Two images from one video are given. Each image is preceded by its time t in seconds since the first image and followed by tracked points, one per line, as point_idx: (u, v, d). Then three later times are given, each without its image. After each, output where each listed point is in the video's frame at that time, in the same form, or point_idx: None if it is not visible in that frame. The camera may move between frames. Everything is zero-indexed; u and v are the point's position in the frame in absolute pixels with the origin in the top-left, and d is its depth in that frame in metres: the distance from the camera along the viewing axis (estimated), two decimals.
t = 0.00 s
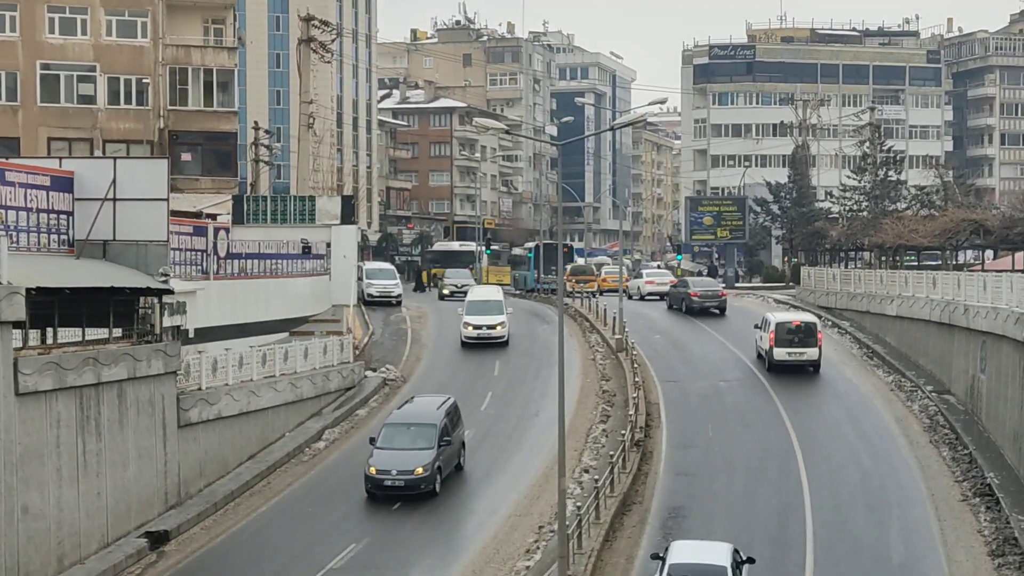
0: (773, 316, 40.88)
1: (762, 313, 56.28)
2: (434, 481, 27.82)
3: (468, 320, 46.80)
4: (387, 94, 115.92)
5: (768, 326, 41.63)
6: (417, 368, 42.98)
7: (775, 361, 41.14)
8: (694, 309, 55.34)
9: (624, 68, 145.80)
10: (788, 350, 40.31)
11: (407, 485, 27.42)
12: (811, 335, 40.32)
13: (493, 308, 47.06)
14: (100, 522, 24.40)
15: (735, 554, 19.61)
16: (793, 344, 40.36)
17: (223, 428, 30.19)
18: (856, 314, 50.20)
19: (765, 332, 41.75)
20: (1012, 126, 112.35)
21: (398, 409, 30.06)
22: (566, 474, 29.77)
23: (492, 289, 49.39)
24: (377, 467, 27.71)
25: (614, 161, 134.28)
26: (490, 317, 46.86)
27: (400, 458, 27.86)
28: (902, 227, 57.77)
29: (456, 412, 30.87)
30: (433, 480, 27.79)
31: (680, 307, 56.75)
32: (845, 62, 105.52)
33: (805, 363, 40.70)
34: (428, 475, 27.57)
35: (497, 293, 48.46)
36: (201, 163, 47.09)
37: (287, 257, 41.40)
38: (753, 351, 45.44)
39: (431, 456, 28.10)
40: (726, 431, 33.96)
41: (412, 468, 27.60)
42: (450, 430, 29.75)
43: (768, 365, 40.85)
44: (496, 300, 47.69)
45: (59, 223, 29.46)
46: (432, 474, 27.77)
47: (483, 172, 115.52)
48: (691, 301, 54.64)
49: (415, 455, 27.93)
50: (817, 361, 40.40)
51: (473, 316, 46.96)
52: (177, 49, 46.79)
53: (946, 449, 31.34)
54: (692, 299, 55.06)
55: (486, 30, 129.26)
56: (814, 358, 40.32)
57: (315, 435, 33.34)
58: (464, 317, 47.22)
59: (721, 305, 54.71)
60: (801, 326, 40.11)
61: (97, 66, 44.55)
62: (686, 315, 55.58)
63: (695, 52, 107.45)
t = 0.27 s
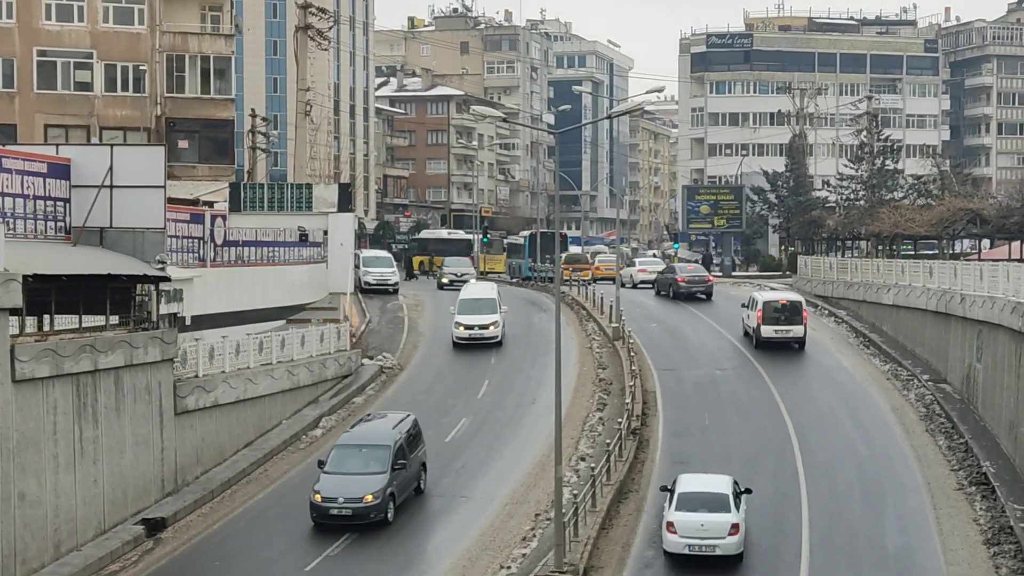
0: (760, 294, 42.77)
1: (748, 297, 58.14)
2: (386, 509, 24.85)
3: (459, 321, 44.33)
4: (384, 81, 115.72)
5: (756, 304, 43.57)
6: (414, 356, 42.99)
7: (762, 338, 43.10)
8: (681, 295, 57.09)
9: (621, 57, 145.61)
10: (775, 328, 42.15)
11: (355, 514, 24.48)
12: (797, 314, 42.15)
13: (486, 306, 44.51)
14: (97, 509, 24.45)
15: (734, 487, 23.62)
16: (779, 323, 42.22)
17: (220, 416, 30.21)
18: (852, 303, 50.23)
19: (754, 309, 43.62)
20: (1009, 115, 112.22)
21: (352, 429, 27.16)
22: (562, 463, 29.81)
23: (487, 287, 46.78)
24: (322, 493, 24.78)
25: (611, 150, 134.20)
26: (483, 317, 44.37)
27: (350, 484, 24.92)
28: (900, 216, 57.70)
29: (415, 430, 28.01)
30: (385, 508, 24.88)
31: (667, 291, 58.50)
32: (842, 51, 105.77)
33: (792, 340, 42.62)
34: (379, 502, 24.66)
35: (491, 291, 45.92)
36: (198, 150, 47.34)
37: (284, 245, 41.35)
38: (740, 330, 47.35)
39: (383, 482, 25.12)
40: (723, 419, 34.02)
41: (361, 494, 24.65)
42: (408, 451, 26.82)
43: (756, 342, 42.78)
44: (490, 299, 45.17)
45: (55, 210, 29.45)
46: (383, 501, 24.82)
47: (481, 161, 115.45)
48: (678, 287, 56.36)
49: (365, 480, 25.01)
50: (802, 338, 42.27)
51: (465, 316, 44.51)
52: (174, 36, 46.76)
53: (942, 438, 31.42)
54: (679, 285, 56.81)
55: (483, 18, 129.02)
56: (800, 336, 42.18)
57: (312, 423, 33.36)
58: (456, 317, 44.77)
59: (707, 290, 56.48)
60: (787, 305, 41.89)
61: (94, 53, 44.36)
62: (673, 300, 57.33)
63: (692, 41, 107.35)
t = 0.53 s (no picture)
0: (747, 276, 45.00)
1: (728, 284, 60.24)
2: (325, 546, 21.62)
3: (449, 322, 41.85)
4: (381, 70, 115.43)
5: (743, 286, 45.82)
6: (411, 345, 42.95)
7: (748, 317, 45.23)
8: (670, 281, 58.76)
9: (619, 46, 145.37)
10: (763, 307, 44.38)
11: (288, 554, 21.22)
12: (782, 294, 44.44)
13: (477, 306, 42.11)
14: (93, 497, 24.44)
15: (731, 431, 27.08)
16: (766, 302, 44.46)
17: (217, 404, 30.19)
18: (849, 293, 50.24)
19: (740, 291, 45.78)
20: (1007, 105, 112.13)
21: (295, 456, 23.90)
22: (559, 452, 29.82)
23: (480, 288, 44.20)
24: (253, 530, 21.56)
25: (609, 139, 134.08)
26: (474, 318, 41.87)
27: (285, 519, 21.74)
28: (897, 206, 57.74)
29: (364, 456, 24.78)
30: (324, 545, 21.60)
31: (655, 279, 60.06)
32: (840, 40, 105.43)
33: (777, 319, 44.78)
34: (315, 540, 21.40)
35: (484, 291, 43.34)
36: (195, 139, 47.12)
37: (281, 234, 41.27)
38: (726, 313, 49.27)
39: (322, 517, 21.87)
40: (720, 409, 34.05)
41: (296, 531, 21.43)
42: (354, 480, 23.58)
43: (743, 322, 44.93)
44: (482, 300, 42.62)
45: (52, 198, 29.39)
46: (322, 537, 21.60)
47: (478, 150, 115.30)
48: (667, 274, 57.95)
49: (302, 514, 21.81)
50: (788, 317, 44.51)
51: (455, 317, 42.00)
52: (171, 24, 46.42)
53: (939, 428, 31.45)
54: (668, 272, 58.44)
55: (481, 7, 128.75)
56: (785, 315, 44.42)
57: (308, 411, 33.35)
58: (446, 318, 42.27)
59: (695, 276, 58.18)
60: (773, 285, 44.11)
61: (90, 41, 44.32)
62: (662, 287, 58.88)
63: (690, 30, 107.13)
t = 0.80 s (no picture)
0: (734, 260, 47.19)
1: (712, 272, 62.15)
2: None
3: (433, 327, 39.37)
4: (378, 60, 115.23)
5: (730, 269, 48.08)
6: (407, 335, 42.96)
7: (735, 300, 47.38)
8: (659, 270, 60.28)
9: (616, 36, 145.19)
10: (749, 289, 46.54)
11: None
12: (768, 277, 46.64)
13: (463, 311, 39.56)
14: (90, 487, 24.45)
15: (724, 383, 30.30)
16: (752, 285, 46.59)
17: (213, 394, 30.18)
18: (846, 284, 50.26)
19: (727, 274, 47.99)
20: (1004, 97, 112.09)
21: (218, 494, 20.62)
22: (556, 442, 29.84)
23: (468, 290, 41.63)
24: None
25: (606, 130, 134.01)
26: (459, 323, 39.41)
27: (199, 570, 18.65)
28: (894, 196, 57.87)
29: (299, 491, 21.44)
30: None
31: (643, 267, 61.36)
32: (838, 31, 105.20)
33: (762, 301, 46.97)
34: None
35: (472, 294, 40.80)
36: (192, 129, 47.14)
37: (277, 224, 41.17)
38: (712, 297, 51.31)
39: (236, 568, 18.75)
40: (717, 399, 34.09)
41: None
42: (283, 519, 20.28)
43: (729, 303, 47.13)
44: (469, 304, 40.08)
45: (48, 187, 29.38)
46: None
47: (475, 140, 115.22)
48: (656, 263, 59.36)
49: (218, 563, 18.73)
50: (773, 299, 46.62)
51: (439, 321, 39.51)
52: (168, 14, 46.29)
53: (935, 419, 31.53)
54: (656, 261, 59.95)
55: None
56: (771, 297, 46.55)
57: (305, 401, 33.35)
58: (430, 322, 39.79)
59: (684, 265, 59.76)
60: (760, 268, 46.32)
61: (87, 30, 44.17)
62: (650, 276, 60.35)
63: (687, 20, 107.00)
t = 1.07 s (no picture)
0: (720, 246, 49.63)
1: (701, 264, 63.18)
2: None
3: (412, 338, 36.62)
4: (375, 53, 115.10)
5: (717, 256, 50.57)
6: (404, 329, 42.92)
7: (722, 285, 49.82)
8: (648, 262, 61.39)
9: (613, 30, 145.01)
10: (735, 274, 48.98)
11: None
12: (753, 262, 48.98)
13: (444, 322, 36.79)
14: (87, 481, 24.42)
15: (712, 345, 34.19)
16: (738, 270, 48.91)
17: (210, 387, 30.15)
18: (843, 278, 50.28)
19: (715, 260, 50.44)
20: (1002, 90, 112.10)
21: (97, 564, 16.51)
22: (553, 436, 29.83)
23: (452, 300, 38.84)
24: None
25: (604, 123, 133.98)
26: (441, 334, 36.69)
27: None
28: (891, 191, 57.88)
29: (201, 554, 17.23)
30: None
31: (632, 259, 62.40)
32: (836, 25, 105.36)
33: (749, 286, 49.28)
34: None
35: (456, 304, 38.06)
36: (188, 122, 46.89)
37: (274, 218, 41.07)
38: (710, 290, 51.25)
39: None
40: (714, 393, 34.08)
41: None
42: None
43: (717, 288, 49.50)
44: (453, 315, 37.31)
45: (44, 180, 29.25)
46: None
47: (472, 134, 115.15)
48: (645, 255, 60.41)
49: None
50: (758, 285, 48.93)
51: (419, 333, 36.77)
52: (164, 7, 46.59)
53: (932, 413, 31.55)
54: (646, 253, 60.99)
55: None
56: (756, 282, 48.89)
57: (301, 395, 33.32)
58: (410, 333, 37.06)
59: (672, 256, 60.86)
60: (745, 255, 48.81)
61: (83, 23, 44.21)
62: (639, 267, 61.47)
63: (685, 14, 106.99)
